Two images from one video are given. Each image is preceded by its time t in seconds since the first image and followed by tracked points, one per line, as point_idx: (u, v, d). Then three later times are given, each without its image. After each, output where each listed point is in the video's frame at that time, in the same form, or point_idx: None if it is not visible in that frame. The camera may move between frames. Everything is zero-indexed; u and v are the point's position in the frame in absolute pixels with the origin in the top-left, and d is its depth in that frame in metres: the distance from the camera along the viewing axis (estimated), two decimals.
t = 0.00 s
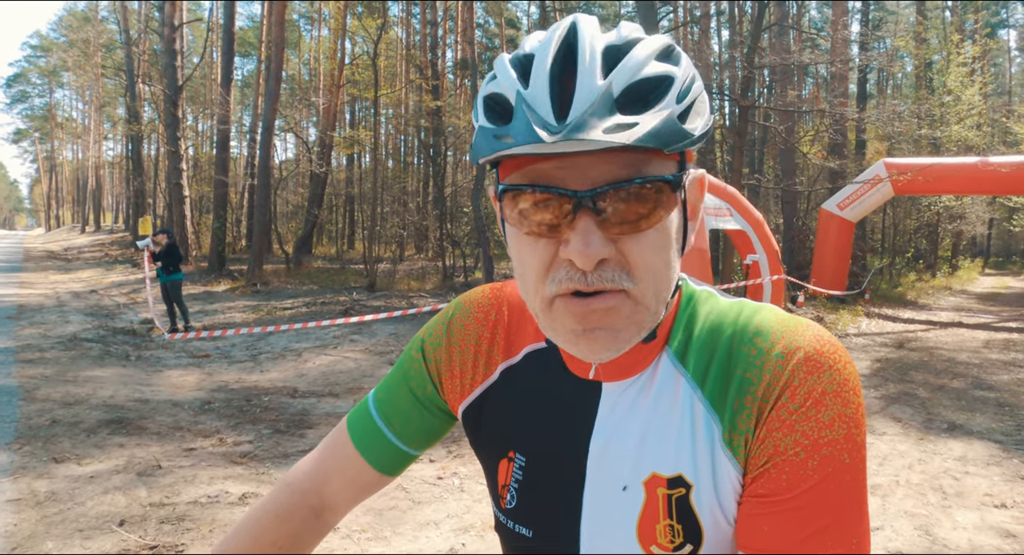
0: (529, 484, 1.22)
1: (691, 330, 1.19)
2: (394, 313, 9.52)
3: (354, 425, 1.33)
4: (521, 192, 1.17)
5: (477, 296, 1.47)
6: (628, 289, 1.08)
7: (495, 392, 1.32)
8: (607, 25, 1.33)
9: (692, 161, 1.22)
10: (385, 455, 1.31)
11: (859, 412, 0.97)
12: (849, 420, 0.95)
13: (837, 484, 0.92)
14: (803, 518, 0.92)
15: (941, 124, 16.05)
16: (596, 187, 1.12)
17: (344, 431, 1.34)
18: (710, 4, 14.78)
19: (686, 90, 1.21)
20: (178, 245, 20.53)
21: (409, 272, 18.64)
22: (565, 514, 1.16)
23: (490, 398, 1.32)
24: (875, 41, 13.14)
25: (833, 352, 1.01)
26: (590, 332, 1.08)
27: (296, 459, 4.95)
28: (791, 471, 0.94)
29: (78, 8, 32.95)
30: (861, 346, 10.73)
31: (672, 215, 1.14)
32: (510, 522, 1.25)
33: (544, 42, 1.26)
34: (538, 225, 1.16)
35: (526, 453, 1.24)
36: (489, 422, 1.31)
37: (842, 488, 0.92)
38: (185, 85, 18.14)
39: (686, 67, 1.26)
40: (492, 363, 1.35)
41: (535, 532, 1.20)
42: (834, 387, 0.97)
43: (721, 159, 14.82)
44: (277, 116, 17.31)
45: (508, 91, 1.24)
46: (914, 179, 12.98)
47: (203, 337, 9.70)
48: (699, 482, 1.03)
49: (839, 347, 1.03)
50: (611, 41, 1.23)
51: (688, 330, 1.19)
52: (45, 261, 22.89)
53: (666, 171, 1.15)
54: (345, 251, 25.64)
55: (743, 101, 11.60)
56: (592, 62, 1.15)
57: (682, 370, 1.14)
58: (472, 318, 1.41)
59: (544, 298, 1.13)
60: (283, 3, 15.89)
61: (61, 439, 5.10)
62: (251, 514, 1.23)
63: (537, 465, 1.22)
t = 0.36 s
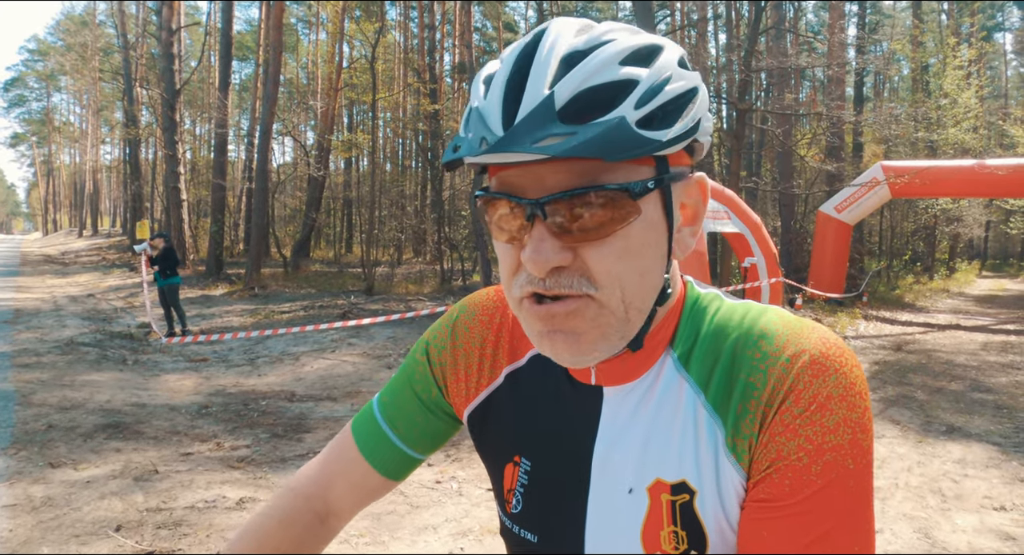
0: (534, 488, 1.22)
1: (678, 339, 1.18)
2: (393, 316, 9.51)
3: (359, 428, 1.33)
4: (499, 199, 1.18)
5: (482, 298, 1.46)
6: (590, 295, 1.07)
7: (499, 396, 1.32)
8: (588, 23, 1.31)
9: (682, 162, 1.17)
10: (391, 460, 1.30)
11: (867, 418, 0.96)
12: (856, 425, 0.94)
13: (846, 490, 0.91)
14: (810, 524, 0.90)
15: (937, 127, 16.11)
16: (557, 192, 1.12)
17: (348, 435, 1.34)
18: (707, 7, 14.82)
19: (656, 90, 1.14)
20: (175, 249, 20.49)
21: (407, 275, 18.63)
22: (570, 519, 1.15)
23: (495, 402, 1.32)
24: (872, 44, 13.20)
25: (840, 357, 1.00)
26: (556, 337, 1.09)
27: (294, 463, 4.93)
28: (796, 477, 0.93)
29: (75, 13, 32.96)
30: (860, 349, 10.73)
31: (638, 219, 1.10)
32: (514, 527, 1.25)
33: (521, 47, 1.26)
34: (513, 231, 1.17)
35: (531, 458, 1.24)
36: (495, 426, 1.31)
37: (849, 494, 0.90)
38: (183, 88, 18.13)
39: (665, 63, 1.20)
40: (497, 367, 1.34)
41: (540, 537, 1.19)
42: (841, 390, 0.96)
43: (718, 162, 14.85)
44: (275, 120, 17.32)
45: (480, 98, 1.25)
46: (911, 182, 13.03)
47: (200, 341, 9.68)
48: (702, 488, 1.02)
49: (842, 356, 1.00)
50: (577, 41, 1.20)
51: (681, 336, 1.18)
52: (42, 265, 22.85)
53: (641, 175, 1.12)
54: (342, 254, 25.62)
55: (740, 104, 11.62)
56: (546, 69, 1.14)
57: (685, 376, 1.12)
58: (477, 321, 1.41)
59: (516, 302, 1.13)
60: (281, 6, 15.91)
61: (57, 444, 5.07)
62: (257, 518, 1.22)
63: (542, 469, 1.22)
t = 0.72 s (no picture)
0: (542, 489, 1.22)
1: (679, 344, 1.17)
2: (391, 320, 9.50)
3: (370, 430, 1.33)
4: (496, 204, 1.20)
5: (491, 300, 1.47)
6: (580, 298, 1.08)
7: (507, 398, 1.32)
8: (579, 28, 1.32)
9: (680, 163, 1.16)
10: (402, 463, 1.30)
11: (879, 430, 0.94)
12: (865, 435, 0.92)
13: (856, 501, 0.89)
14: (821, 536, 0.88)
15: (935, 129, 16.15)
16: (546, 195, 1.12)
17: (358, 437, 1.34)
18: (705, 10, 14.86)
19: (644, 91, 1.13)
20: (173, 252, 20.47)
21: (406, 278, 18.63)
22: (576, 519, 1.15)
23: (503, 404, 1.32)
24: (869, 47, 13.24)
25: (850, 365, 0.98)
26: (551, 341, 1.09)
27: (293, 467, 4.92)
28: (806, 489, 0.91)
29: (73, 16, 32.95)
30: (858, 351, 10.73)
31: (625, 222, 1.09)
32: (521, 530, 1.24)
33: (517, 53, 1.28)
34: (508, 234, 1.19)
35: (539, 460, 1.24)
36: (503, 427, 1.31)
37: (857, 505, 0.89)
38: (181, 91, 18.12)
39: (655, 62, 1.18)
40: (506, 369, 1.35)
41: (545, 539, 1.19)
42: (849, 400, 0.94)
43: (716, 164, 14.87)
44: (273, 123, 17.32)
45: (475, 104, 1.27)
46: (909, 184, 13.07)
47: (199, 345, 9.66)
48: (709, 494, 1.01)
49: (850, 367, 0.98)
50: (564, 45, 1.21)
51: (685, 341, 1.17)
52: (39, 268, 22.79)
53: (631, 177, 1.11)
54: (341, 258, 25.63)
55: (738, 107, 11.64)
56: (527, 77, 1.15)
57: (692, 382, 1.11)
58: (485, 323, 1.42)
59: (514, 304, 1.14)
60: (279, 10, 15.92)
61: (55, 448, 5.06)
62: (269, 521, 1.22)
63: (550, 471, 1.22)
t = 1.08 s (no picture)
0: (555, 488, 1.23)
1: (681, 343, 1.18)
2: (391, 322, 9.50)
3: (387, 433, 1.35)
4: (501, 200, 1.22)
5: (504, 302, 1.48)
6: (572, 291, 1.10)
7: (520, 398, 1.33)
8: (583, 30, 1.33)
9: (682, 161, 1.16)
10: (417, 464, 1.31)
11: (886, 438, 0.94)
12: (875, 442, 0.92)
13: (864, 507, 0.89)
14: (831, 542, 0.89)
15: (933, 132, 16.21)
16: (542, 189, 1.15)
17: (375, 440, 1.35)
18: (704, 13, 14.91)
19: (638, 89, 1.14)
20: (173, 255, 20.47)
21: (405, 281, 18.63)
22: (585, 518, 1.17)
23: (516, 404, 1.33)
24: (867, 50, 13.29)
25: (856, 372, 0.98)
26: (547, 332, 1.12)
27: (293, 470, 4.91)
28: (816, 495, 0.92)
29: (72, 20, 32.94)
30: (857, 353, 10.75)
31: (617, 216, 1.10)
32: (534, 528, 1.26)
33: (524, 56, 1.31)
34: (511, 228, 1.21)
35: (552, 458, 1.25)
36: (515, 426, 1.32)
37: (865, 512, 0.89)
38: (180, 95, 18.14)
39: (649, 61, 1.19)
40: (519, 369, 1.36)
41: (558, 536, 1.20)
42: (860, 407, 0.94)
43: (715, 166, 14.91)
44: (272, 126, 17.32)
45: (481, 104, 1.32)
46: (908, 187, 13.11)
47: (198, 348, 9.66)
48: (719, 494, 1.02)
49: (853, 374, 0.97)
50: (560, 47, 1.24)
51: (692, 341, 1.18)
52: (38, 272, 22.81)
53: (625, 171, 1.12)
54: (340, 261, 25.63)
55: (737, 110, 11.69)
56: (521, 74, 1.19)
57: (702, 384, 1.12)
58: (499, 324, 1.43)
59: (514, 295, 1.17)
60: (278, 13, 15.95)
61: (55, 451, 5.06)
62: (287, 524, 1.23)
63: (561, 469, 1.23)
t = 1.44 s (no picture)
0: (565, 486, 1.23)
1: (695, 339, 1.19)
2: (391, 325, 9.49)
3: (395, 433, 1.35)
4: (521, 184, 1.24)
5: (514, 302, 1.49)
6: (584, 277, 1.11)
7: (531, 397, 1.33)
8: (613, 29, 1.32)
9: (701, 161, 1.16)
10: (426, 463, 1.31)
11: (906, 441, 0.93)
12: (896, 449, 0.92)
13: (886, 513, 0.89)
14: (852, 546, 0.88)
15: (932, 134, 16.25)
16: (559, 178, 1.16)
17: (383, 440, 1.36)
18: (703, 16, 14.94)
19: (661, 83, 1.14)
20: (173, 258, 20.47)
21: (405, 283, 18.62)
22: (590, 513, 1.18)
23: (526, 403, 1.34)
24: (866, 53, 13.32)
25: (877, 375, 0.98)
26: (556, 313, 1.13)
27: (293, 473, 4.91)
28: (837, 500, 0.91)
29: (72, 23, 32.96)
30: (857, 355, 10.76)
31: (628, 205, 1.10)
32: (544, 526, 1.26)
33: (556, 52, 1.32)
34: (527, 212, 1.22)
35: (563, 455, 1.26)
36: (526, 423, 1.32)
37: (888, 514, 0.88)
38: (180, 98, 18.15)
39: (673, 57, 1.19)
40: (530, 367, 1.36)
41: (567, 535, 1.20)
42: (882, 413, 0.93)
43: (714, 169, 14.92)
44: (272, 129, 17.33)
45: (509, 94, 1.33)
46: (906, 189, 13.14)
47: (198, 351, 9.65)
48: (735, 495, 1.02)
49: (875, 377, 0.97)
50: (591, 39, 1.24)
51: (707, 339, 1.19)
52: (36, 275, 22.79)
53: (639, 163, 1.12)
54: (340, 263, 25.63)
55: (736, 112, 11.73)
56: (544, 64, 1.21)
57: (721, 386, 1.11)
58: (509, 323, 1.44)
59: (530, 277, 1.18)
60: (278, 16, 15.97)
61: (55, 455, 5.05)
62: (295, 526, 1.23)
63: (574, 467, 1.23)
